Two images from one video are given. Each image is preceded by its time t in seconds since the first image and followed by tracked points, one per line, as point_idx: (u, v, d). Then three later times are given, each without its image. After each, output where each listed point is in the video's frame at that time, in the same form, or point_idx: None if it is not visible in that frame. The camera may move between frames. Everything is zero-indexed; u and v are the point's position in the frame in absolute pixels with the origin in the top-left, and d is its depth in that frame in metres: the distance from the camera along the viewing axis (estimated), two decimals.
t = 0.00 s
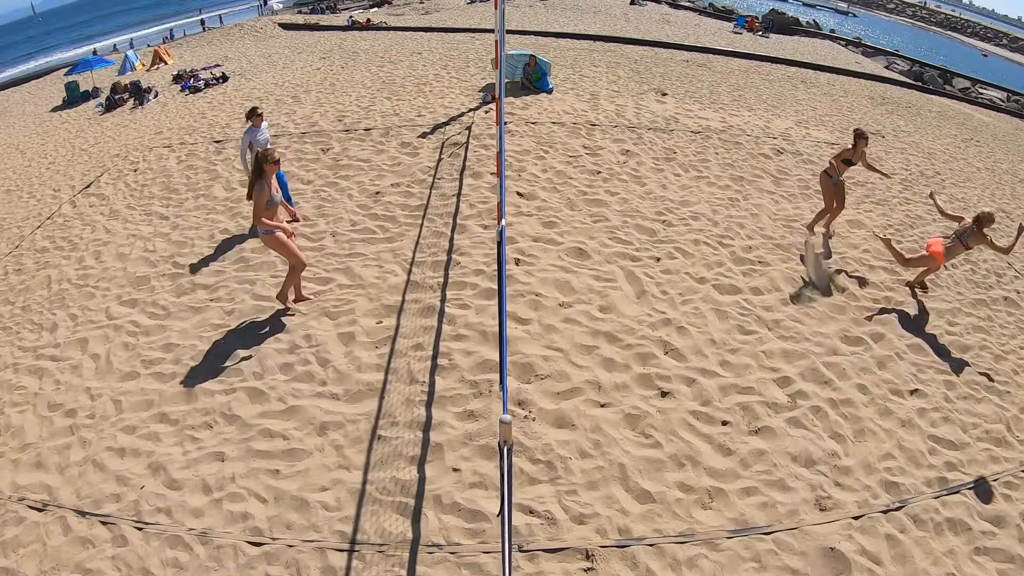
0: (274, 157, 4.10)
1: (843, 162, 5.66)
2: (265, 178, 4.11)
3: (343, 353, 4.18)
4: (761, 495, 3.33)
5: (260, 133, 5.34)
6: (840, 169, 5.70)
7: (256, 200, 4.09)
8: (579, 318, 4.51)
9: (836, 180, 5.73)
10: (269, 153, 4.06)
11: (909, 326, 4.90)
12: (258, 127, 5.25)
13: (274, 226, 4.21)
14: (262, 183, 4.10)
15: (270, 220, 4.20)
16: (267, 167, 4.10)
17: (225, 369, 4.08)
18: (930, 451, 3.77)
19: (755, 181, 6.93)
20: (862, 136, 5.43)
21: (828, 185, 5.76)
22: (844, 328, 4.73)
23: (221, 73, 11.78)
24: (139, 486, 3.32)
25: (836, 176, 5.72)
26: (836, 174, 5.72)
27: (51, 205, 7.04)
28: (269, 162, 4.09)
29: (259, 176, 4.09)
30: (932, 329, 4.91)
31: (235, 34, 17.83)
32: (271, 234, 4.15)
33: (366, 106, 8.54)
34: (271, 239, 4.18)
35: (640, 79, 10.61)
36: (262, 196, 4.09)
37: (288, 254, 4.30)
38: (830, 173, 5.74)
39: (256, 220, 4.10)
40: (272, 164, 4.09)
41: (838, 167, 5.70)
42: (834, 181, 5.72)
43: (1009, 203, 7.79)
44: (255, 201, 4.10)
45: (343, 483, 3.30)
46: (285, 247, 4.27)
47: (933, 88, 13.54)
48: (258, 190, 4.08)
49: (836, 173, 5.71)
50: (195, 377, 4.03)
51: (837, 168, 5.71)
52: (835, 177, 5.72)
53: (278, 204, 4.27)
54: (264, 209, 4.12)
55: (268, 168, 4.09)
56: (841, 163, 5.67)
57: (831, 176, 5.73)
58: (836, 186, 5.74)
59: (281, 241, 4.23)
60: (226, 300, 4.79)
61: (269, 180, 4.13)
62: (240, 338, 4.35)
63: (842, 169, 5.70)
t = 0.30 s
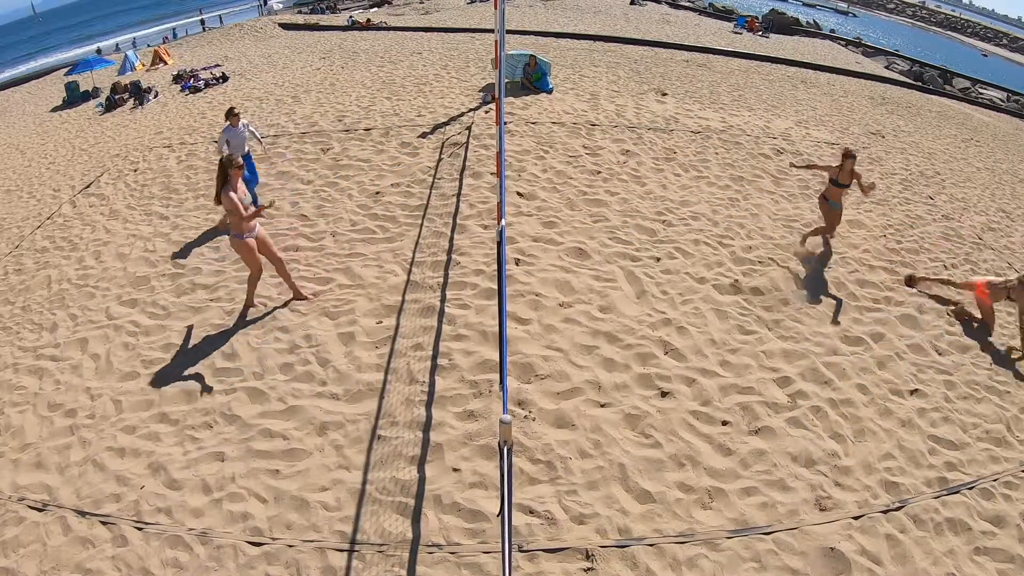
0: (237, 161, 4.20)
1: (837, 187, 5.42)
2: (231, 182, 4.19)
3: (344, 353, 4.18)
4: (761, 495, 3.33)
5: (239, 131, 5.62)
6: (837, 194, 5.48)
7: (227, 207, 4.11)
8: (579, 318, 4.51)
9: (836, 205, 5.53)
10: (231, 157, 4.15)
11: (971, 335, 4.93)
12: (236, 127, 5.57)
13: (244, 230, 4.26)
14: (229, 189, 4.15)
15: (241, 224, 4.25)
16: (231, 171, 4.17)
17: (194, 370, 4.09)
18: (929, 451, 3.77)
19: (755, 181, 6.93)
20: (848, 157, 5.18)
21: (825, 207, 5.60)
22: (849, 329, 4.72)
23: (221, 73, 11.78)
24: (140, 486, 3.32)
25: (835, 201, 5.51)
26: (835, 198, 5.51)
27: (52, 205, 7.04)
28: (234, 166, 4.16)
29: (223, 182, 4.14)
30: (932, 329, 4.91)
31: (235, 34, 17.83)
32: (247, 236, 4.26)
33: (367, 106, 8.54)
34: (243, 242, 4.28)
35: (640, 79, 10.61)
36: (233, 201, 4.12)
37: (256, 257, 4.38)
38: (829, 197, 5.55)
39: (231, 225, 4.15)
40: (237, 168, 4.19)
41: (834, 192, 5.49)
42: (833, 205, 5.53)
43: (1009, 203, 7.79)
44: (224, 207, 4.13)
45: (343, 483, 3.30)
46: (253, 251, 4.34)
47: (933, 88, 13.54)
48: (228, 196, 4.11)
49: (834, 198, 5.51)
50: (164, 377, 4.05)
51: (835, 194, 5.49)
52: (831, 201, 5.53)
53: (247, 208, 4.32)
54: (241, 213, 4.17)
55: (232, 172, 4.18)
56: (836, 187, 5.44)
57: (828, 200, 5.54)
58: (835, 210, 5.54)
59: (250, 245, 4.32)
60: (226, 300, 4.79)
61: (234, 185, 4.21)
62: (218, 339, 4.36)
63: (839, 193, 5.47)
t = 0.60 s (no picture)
0: (206, 162, 4.16)
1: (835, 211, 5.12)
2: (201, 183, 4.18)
3: (344, 353, 4.18)
4: (761, 495, 3.33)
5: (220, 131, 6.00)
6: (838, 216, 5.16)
7: (195, 208, 4.15)
8: (579, 318, 4.51)
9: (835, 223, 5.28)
10: (198, 159, 4.12)
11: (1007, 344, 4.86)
12: (217, 127, 5.97)
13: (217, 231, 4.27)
14: (198, 192, 4.16)
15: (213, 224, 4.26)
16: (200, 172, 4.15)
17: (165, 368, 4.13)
18: (929, 451, 3.77)
19: (755, 181, 6.93)
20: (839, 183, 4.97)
21: (825, 225, 5.26)
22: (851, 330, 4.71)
23: (221, 73, 11.78)
24: (140, 486, 3.32)
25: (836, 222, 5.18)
26: (839, 214, 5.10)
27: (52, 205, 7.05)
28: (201, 168, 4.14)
29: (193, 185, 4.16)
30: (932, 329, 4.91)
31: (235, 34, 17.84)
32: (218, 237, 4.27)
33: (367, 106, 8.55)
34: (217, 242, 4.29)
35: (640, 80, 10.61)
36: (200, 203, 4.15)
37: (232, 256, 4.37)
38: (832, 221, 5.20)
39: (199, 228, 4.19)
40: (204, 170, 4.15)
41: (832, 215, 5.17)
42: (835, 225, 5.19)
43: (1009, 202, 7.79)
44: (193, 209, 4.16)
45: (343, 483, 3.30)
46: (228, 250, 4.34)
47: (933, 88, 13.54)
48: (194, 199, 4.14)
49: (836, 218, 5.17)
50: (140, 373, 4.11)
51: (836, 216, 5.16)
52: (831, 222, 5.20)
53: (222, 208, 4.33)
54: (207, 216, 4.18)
55: (201, 174, 4.15)
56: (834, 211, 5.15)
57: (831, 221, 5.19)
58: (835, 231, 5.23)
59: (224, 244, 4.31)
60: (226, 300, 4.79)
61: (205, 186, 4.20)
62: (189, 339, 4.41)
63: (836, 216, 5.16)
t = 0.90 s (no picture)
0: (181, 170, 4.22)
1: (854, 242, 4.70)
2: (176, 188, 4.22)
3: (343, 353, 4.19)
4: (761, 495, 3.33)
5: (202, 135, 6.09)
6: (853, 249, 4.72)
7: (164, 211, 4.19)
8: (579, 318, 4.51)
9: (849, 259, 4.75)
10: (174, 165, 4.18)
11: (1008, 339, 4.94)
12: (200, 132, 6.04)
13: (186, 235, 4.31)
14: (172, 196, 4.20)
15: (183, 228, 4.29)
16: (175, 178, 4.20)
17: (155, 369, 4.13)
18: (929, 451, 3.77)
19: (755, 181, 6.93)
20: (872, 213, 4.48)
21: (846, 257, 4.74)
22: (848, 328, 4.73)
23: (221, 73, 11.79)
24: (140, 486, 3.32)
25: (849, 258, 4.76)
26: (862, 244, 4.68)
27: (52, 205, 7.05)
28: (175, 174, 4.18)
29: (166, 189, 4.18)
30: (932, 329, 4.91)
31: (235, 34, 17.83)
32: (188, 241, 4.31)
33: (366, 106, 8.55)
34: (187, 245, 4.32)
35: (640, 80, 10.61)
36: (169, 208, 4.19)
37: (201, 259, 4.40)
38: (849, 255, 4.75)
39: (166, 231, 4.21)
40: (179, 176, 4.21)
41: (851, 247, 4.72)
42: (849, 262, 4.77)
43: (1008, 202, 7.79)
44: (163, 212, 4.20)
45: (343, 483, 3.30)
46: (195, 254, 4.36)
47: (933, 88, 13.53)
48: (167, 203, 4.16)
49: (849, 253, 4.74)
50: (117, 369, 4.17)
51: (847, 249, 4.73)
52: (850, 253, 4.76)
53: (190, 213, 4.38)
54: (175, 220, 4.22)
55: (177, 179, 4.20)
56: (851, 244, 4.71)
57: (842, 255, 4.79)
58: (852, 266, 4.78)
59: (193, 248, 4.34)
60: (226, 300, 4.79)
61: (179, 192, 4.23)
62: (159, 335, 4.47)
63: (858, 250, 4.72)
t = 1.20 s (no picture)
0: (154, 177, 4.19)
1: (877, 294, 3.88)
2: (150, 195, 4.23)
3: (343, 353, 4.18)
4: (761, 495, 3.33)
5: (203, 136, 6.10)
6: (876, 303, 3.90)
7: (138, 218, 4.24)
8: (579, 318, 4.51)
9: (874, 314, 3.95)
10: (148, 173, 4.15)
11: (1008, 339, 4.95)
12: (202, 132, 6.06)
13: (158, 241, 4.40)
14: (146, 201, 4.21)
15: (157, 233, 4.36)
16: (148, 186, 4.19)
17: (155, 369, 4.13)
18: (930, 451, 3.77)
19: (755, 181, 6.93)
20: (902, 265, 3.59)
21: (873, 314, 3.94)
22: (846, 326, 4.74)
23: (221, 73, 11.79)
24: (140, 486, 3.32)
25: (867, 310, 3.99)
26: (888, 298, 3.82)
27: (52, 205, 7.04)
28: (149, 182, 4.17)
29: (140, 193, 4.20)
30: (932, 329, 4.91)
31: (235, 34, 17.83)
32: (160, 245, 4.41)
33: (366, 106, 8.55)
34: (159, 250, 4.43)
35: (640, 80, 10.60)
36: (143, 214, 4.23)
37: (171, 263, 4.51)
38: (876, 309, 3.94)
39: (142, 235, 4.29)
40: (152, 184, 4.19)
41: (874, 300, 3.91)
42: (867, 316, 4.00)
43: (1009, 202, 7.79)
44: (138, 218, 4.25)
45: (343, 483, 3.30)
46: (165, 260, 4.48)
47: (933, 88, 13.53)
48: (140, 209, 4.18)
49: (870, 305, 3.95)
50: (96, 368, 4.20)
51: (869, 301, 3.94)
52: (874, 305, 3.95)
53: (168, 215, 4.43)
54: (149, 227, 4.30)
55: (150, 186, 4.20)
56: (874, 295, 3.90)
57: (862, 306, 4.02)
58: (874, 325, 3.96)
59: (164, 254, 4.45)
60: (226, 300, 4.79)
61: (153, 198, 4.24)
62: (129, 338, 4.46)
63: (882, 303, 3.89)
